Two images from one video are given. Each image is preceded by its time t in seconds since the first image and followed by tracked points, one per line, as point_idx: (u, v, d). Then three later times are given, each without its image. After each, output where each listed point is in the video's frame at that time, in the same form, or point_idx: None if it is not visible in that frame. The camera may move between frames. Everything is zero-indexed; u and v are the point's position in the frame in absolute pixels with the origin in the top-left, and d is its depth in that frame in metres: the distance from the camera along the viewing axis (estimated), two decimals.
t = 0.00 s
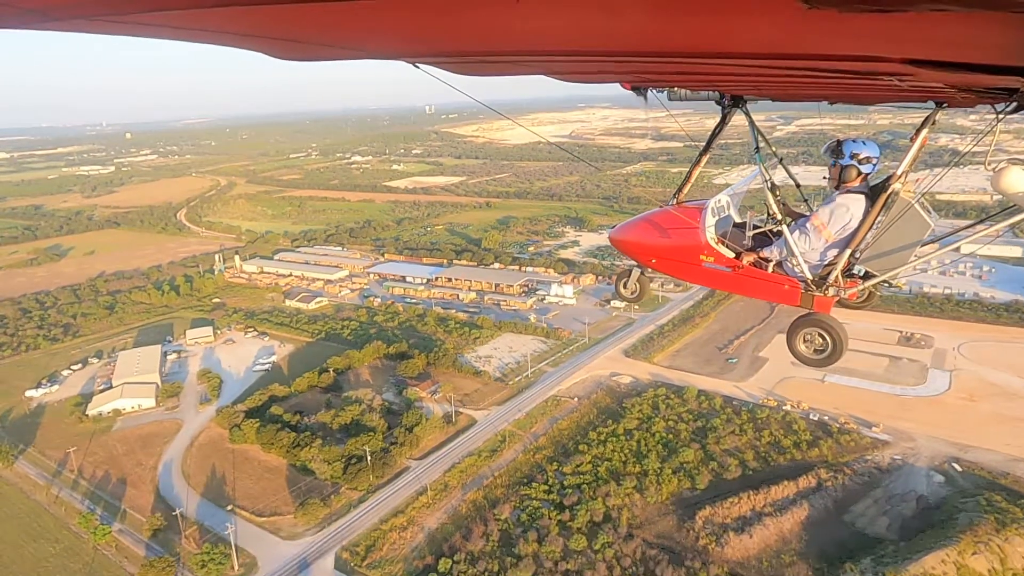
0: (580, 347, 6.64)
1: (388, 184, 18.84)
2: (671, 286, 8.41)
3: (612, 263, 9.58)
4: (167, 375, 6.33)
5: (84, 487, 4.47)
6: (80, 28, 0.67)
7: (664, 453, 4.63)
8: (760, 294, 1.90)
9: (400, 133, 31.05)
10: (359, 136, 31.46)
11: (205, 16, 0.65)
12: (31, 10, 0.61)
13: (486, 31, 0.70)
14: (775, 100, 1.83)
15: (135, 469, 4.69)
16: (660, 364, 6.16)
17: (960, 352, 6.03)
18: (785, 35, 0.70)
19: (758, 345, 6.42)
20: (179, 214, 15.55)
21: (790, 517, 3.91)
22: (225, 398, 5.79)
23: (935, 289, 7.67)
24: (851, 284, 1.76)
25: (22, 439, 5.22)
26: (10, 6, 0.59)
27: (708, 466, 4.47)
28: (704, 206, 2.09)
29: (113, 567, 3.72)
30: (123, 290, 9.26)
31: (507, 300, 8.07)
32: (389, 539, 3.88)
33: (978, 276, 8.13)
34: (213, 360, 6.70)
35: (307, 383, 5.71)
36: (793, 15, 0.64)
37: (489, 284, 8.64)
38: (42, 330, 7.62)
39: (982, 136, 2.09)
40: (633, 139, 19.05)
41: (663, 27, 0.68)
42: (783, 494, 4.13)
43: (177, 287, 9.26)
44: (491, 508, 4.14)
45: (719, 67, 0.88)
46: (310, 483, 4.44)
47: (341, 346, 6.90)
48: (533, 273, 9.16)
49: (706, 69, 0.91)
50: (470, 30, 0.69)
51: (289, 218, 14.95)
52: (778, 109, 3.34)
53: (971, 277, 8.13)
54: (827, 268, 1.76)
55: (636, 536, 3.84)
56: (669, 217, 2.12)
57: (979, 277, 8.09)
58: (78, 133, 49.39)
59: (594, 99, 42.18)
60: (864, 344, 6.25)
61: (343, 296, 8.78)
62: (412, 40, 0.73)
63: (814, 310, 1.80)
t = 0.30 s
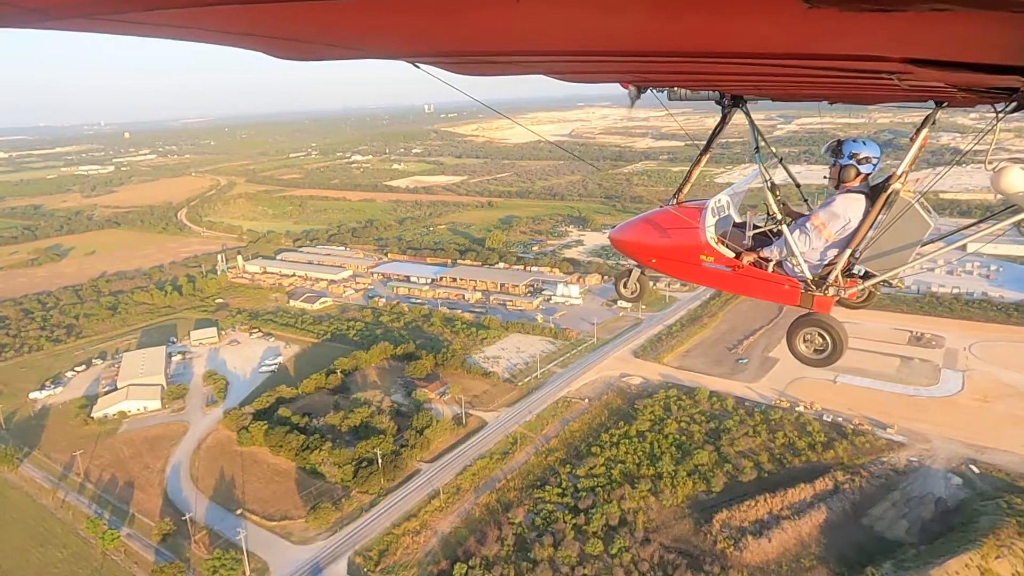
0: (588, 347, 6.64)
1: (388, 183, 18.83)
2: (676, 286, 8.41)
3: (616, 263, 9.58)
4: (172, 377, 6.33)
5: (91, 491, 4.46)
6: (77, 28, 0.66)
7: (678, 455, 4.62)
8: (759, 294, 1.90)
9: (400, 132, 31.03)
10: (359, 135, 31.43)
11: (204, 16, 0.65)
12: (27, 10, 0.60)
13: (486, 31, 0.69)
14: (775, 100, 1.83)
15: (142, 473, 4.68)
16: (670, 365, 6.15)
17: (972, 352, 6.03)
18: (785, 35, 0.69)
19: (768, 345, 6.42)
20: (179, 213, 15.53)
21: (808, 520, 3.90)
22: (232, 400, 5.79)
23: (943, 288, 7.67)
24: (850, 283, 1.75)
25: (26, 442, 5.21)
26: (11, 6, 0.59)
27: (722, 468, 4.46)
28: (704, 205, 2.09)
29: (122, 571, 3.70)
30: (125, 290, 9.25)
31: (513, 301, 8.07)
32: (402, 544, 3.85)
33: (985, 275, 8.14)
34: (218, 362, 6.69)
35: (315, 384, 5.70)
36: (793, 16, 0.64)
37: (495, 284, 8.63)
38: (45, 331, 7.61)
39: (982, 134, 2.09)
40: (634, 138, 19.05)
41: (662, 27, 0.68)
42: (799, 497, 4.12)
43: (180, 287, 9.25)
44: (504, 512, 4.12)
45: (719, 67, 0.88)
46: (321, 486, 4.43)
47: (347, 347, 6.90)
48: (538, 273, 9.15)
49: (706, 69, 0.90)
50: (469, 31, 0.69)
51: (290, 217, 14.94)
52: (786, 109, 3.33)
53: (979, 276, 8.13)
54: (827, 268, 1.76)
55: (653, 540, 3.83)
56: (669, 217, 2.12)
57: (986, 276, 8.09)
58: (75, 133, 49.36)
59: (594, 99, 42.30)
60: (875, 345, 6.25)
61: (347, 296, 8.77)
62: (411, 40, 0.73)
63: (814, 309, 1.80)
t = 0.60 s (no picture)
0: (596, 347, 6.64)
1: (389, 182, 18.82)
2: (681, 286, 8.40)
3: (620, 262, 9.57)
4: (177, 378, 6.32)
5: (97, 495, 4.45)
6: (76, 28, 0.66)
7: (691, 457, 4.61)
8: (760, 294, 1.90)
9: (399, 131, 31.01)
10: (358, 134, 31.42)
11: (204, 17, 0.65)
12: (26, 12, 0.60)
13: (485, 32, 0.69)
14: (774, 100, 1.82)
15: (149, 476, 4.67)
16: (679, 366, 6.15)
17: (983, 352, 6.03)
18: (784, 35, 0.69)
19: (777, 346, 6.42)
20: (179, 212, 15.51)
21: (825, 524, 3.89)
22: (237, 402, 5.77)
23: (951, 287, 7.67)
24: (850, 284, 1.75)
25: (30, 444, 5.20)
26: (9, 7, 0.59)
27: (737, 471, 4.45)
28: (703, 205, 2.08)
29: None
30: (127, 290, 9.23)
31: (519, 301, 8.06)
32: (416, 548, 3.83)
33: (992, 274, 8.14)
34: (222, 363, 6.68)
35: (322, 386, 5.70)
36: (793, 16, 0.64)
37: (500, 284, 8.62)
38: (46, 332, 7.60)
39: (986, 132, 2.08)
40: (635, 137, 19.05)
41: (661, 28, 0.68)
42: (816, 499, 4.11)
43: (181, 287, 9.23)
44: (518, 515, 4.11)
45: (718, 67, 0.87)
46: (331, 490, 4.42)
47: (353, 347, 6.88)
48: (543, 273, 9.15)
49: (707, 69, 0.90)
50: (466, 32, 0.69)
51: (291, 217, 14.92)
52: (794, 108, 3.33)
53: (986, 275, 8.13)
54: (827, 268, 1.75)
55: (670, 544, 3.82)
56: (668, 217, 2.12)
57: (993, 275, 8.10)
58: (72, 132, 49.28)
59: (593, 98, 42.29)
60: (886, 345, 6.25)
61: (351, 295, 8.75)
62: (410, 40, 0.73)
63: (814, 309, 1.79)
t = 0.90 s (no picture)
0: (604, 347, 6.64)
1: (389, 181, 18.80)
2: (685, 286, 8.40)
3: (624, 261, 9.56)
4: (182, 380, 6.30)
5: (103, 499, 4.43)
6: (75, 29, 0.66)
7: (705, 459, 4.60)
8: (760, 294, 1.89)
9: (398, 130, 31.01)
10: (356, 132, 31.40)
11: (203, 16, 0.65)
12: (25, 12, 0.60)
13: (484, 32, 0.69)
14: (775, 100, 1.82)
15: (155, 479, 4.65)
16: (689, 366, 6.15)
17: (993, 352, 6.04)
18: (785, 35, 0.68)
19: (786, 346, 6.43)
20: (178, 212, 15.48)
21: (844, 527, 3.88)
22: (244, 403, 5.75)
23: (959, 286, 7.68)
24: (850, 284, 1.74)
25: (35, 447, 5.18)
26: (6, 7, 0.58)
27: (752, 473, 4.44)
28: (703, 205, 2.08)
29: None
30: (128, 290, 9.21)
31: (524, 300, 8.04)
32: (429, 553, 3.82)
33: (999, 273, 8.15)
34: (227, 364, 6.66)
35: (328, 387, 5.69)
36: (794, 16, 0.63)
37: (504, 284, 8.62)
38: (48, 332, 7.58)
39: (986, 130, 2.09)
40: (635, 135, 19.05)
41: (661, 27, 0.67)
42: (833, 502, 4.10)
43: (183, 287, 9.21)
44: (532, 519, 4.09)
45: (718, 67, 0.86)
46: (341, 492, 4.40)
47: (359, 347, 6.87)
48: (547, 272, 9.14)
49: (706, 69, 0.89)
50: (466, 31, 0.68)
51: (291, 216, 14.90)
52: (800, 107, 3.33)
53: (993, 273, 8.14)
54: (827, 268, 1.75)
55: (687, 547, 3.80)
56: (668, 217, 2.11)
57: (1000, 274, 8.10)
58: (68, 130, 49.15)
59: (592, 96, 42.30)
60: (897, 344, 6.25)
61: (354, 295, 8.74)
62: (409, 39, 0.72)
63: (814, 309, 1.79)
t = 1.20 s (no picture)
0: (612, 347, 6.63)
1: (388, 180, 18.78)
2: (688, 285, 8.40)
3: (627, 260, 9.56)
4: (186, 381, 6.28)
5: (110, 502, 4.42)
6: (75, 28, 0.66)
7: (718, 461, 4.60)
8: (760, 294, 1.89)
9: (397, 128, 30.96)
10: (354, 131, 31.35)
11: (205, 15, 0.65)
12: (26, 12, 0.60)
13: (485, 32, 0.68)
14: (776, 100, 1.81)
15: (162, 482, 4.64)
16: (698, 366, 6.16)
17: (1003, 351, 6.05)
18: (784, 35, 0.68)
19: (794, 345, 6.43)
20: (177, 211, 15.44)
21: (862, 529, 3.88)
22: (249, 405, 5.73)
23: (966, 285, 7.70)
24: (851, 284, 1.73)
25: (39, 450, 5.16)
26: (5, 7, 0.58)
27: (767, 474, 4.43)
28: (704, 205, 2.07)
29: None
30: (129, 290, 9.19)
31: (530, 300, 8.03)
32: (442, 557, 3.81)
33: (1004, 271, 8.16)
34: (231, 365, 6.64)
35: (335, 388, 5.68)
36: (793, 16, 0.62)
37: (509, 283, 8.61)
38: (49, 333, 7.56)
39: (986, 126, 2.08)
40: (635, 133, 19.08)
41: (662, 28, 0.67)
42: (849, 503, 4.09)
43: (184, 287, 9.19)
44: (546, 522, 4.08)
45: (718, 67, 0.86)
46: (351, 495, 4.39)
47: (364, 348, 6.86)
48: (551, 271, 9.14)
49: (707, 69, 0.89)
50: (465, 31, 0.68)
51: (291, 215, 14.88)
52: (807, 107, 3.33)
53: (999, 271, 8.16)
54: (827, 268, 1.74)
55: (704, 551, 3.78)
56: (668, 217, 2.11)
57: (1006, 272, 8.12)
58: (64, 129, 49.08)
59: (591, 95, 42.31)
60: (908, 343, 6.27)
61: (358, 295, 8.73)
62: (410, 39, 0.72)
63: (814, 309, 1.78)
